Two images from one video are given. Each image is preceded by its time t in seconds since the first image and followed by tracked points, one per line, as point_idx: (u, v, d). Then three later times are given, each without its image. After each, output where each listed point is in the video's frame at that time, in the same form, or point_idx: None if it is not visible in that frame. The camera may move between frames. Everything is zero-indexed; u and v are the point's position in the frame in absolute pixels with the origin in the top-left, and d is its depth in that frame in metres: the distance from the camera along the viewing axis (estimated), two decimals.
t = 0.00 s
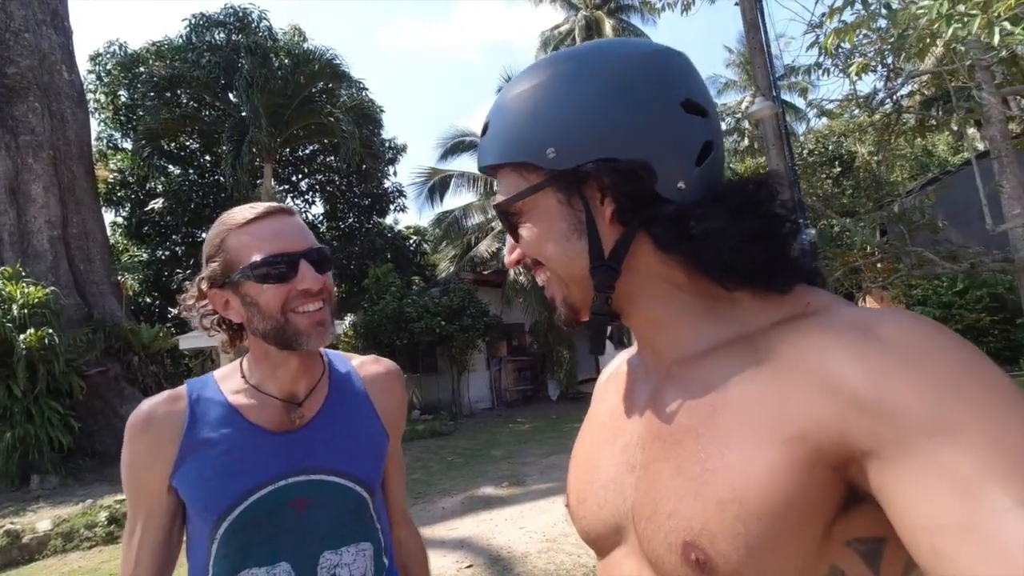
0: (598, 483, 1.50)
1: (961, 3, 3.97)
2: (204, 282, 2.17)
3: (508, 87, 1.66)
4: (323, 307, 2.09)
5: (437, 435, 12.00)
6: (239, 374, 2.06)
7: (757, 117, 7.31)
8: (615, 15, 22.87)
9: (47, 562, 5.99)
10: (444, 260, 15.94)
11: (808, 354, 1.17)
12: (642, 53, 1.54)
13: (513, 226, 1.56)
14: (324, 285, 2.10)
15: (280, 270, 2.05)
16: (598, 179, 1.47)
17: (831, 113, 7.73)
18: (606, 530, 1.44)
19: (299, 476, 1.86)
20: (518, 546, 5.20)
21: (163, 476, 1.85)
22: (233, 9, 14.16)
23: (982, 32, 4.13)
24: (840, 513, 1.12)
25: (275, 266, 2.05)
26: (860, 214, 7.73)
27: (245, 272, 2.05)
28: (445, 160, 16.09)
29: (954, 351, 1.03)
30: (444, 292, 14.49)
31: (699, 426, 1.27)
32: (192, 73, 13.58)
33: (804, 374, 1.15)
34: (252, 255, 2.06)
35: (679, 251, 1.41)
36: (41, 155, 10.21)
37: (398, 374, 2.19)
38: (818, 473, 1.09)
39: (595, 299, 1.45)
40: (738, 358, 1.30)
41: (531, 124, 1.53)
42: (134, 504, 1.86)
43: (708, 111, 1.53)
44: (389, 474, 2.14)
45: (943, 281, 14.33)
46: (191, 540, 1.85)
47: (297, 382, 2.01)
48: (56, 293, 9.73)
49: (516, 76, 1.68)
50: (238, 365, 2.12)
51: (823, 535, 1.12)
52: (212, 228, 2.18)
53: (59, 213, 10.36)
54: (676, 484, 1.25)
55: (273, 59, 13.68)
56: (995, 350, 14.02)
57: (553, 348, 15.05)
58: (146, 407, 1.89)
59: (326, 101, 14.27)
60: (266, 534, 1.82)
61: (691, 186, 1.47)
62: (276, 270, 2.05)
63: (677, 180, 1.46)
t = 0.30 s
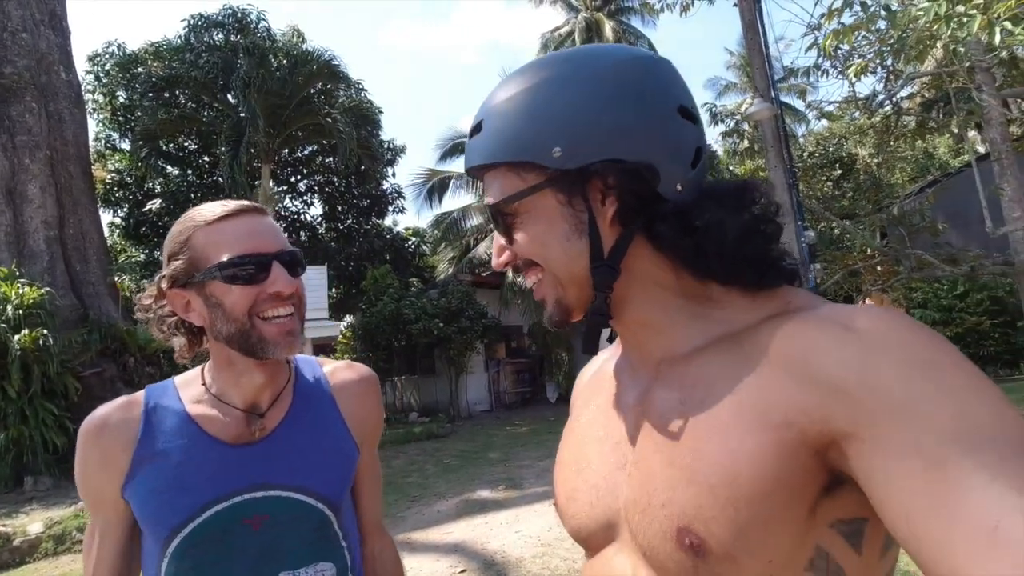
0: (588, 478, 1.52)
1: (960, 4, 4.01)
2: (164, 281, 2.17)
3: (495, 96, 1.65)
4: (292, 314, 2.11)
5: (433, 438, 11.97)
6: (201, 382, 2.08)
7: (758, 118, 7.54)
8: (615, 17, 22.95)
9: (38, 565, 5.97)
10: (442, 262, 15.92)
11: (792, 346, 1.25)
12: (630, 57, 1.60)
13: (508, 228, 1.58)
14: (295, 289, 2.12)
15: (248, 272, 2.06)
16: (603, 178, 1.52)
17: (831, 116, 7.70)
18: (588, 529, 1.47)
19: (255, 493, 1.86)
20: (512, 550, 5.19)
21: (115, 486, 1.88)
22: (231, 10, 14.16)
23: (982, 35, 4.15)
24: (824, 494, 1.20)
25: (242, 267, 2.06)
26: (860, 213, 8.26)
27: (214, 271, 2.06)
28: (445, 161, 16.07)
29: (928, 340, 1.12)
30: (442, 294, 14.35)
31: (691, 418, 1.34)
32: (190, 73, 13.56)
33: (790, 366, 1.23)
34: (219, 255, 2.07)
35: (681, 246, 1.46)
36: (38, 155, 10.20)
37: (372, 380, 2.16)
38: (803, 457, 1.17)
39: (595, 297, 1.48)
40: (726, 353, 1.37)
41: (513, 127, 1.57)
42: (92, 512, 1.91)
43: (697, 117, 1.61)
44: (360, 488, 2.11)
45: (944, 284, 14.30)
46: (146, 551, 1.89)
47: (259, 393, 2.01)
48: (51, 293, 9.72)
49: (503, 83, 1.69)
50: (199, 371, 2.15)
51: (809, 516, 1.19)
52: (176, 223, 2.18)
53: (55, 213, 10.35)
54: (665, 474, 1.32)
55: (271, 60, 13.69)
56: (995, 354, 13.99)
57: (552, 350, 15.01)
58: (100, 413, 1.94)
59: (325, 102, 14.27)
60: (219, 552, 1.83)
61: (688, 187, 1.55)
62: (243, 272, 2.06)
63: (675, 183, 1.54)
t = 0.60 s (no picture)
0: (605, 505, 1.59)
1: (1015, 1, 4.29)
2: (170, 263, 2.30)
3: (475, 126, 1.73)
4: (293, 299, 2.22)
5: (460, 432, 12.13)
6: (205, 363, 2.21)
7: (799, 118, 7.40)
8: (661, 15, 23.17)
9: (80, 537, 6.23)
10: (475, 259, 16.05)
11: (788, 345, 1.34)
12: (600, 103, 1.72)
13: (546, 242, 1.55)
14: (297, 274, 2.23)
15: (250, 257, 2.17)
16: (634, 189, 1.65)
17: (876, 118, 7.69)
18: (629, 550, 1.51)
19: (252, 476, 1.97)
20: (531, 549, 5.28)
21: (118, 460, 2.00)
22: (278, 6, 14.41)
23: None
24: (836, 488, 1.29)
25: (244, 251, 2.17)
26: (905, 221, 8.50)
27: (215, 254, 2.18)
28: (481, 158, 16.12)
29: (911, 329, 1.20)
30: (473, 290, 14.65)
31: (704, 421, 1.43)
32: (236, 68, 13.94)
33: (787, 367, 1.32)
34: (222, 239, 2.18)
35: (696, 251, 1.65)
36: (94, 146, 10.61)
37: (374, 370, 2.26)
38: (809, 453, 1.26)
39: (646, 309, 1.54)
40: (731, 354, 1.46)
41: (504, 159, 1.59)
42: (94, 480, 2.03)
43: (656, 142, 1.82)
44: (361, 477, 2.22)
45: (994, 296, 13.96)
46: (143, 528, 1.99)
47: (262, 376, 2.13)
48: (101, 278, 10.10)
49: (486, 112, 1.77)
50: (204, 354, 2.28)
51: (825, 513, 1.27)
52: (183, 205, 2.31)
53: (107, 201, 10.73)
54: (684, 486, 1.40)
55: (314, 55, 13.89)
56: None
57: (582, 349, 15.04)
58: (105, 390, 2.07)
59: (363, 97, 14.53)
60: (214, 531, 1.93)
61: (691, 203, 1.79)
62: (245, 256, 2.17)
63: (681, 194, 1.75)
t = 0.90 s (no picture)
0: (617, 498, 1.66)
1: None
2: (234, 252, 2.42)
3: (532, 117, 1.82)
4: (334, 282, 2.26)
5: (503, 421, 12.34)
6: (265, 343, 2.30)
7: (868, 119, 6.42)
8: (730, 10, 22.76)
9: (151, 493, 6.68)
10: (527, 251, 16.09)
11: (781, 343, 1.40)
12: (646, 105, 1.80)
13: (595, 214, 1.63)
14: (335, 260, 2.28)
15: (298, 244, 2.25)
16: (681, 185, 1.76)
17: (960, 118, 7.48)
18: (619, 527, 1.63)
19: (306, 447, 2.05)
20: (566, 540, 5.43)
21: (189, 424, 2.11)
22: None
23: None
24: (816, 486, 1.33)
25: (294, 239, 2.25)
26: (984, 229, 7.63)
27: (267, 243, 2.27)
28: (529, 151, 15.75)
29: (897, 333, 1.26)
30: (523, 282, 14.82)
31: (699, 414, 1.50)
32: (304, 58, 14.42)
33: (776, 363, 1.38)
34: (273, 227, 2.28)
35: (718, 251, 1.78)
36: (173, 130, 11.17)
37: (418, 356, 2.28)
38: (789, 446, 1.31)
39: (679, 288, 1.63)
40: (732, 352, 1.53)
41: (566, 135, 1.69)
42: (165, 442, 2.14)
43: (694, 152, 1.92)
44: (402, 456, 2.26)
45: None
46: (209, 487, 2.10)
47: (313, 355, 2.21)
48: (175, 255, 10.63)
49: (545, 106, 1.86)
50: (265, 335, 2.37)
51: (801, 506, 1.32)
52: (246, 201, 2.42)
53: (184, 182, 11.26)
54: (676, 474, 1.46)
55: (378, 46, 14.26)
56: None
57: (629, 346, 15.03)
58: (179, 364, 2.19)
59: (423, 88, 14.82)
60: (270, 496, 2.03)
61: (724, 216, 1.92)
62: (293, 243, 2.25)
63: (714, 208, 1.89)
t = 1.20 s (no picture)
0: (632, 509, 1.64)
1: None
2: (278, 263, 2.37)
3: (569, 128, 1.85)
4: (375, 290, 2.22)
5: (530, 417, 12.42)
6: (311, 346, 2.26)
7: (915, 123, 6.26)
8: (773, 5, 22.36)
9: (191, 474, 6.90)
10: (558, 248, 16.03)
11: (797, 360, 1.42)
12: (680, 125, 1.83)
13: (614, 228, 1.67)
14: (375, 268, 2.22)
15: (337, 255, 2.20)
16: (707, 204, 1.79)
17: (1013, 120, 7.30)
18: (630, 536, 1.62)
19: (347, 443, 2.03)
20: (588, 539, 5.47)
21: (237, 417, 2.06)
22: None
23: None
24: (829, 501, 1.35)
25: (333, 250, 2.20)
26: None
27: (310, 254, 2.22)
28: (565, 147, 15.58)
29: (909, 353, 1.29)
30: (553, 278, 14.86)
31: (716, 426, 1.51)
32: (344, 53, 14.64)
33: (792, 379, 1.40)
34: (315, 238, 2.23)
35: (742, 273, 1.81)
36: (218, 123, 11.44)
37: (450, 359, 2.28)
38: (802, 460, 1.33)
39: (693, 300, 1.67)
40: (749, 367, 1.55)
41: (599, 147, 1.74)
42: (205, 436, 2.06)
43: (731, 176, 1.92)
44: (433, 454, 2.25)
45: None
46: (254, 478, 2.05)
47: (353, 357, 2.18)
48: (217, 245, 10.90)
49: (583, 118, 1.89)
50: (310, 338, 2.33)
51: (814, 519, 1.32)
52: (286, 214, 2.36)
53: (226, 173, 11.54)
54: (692, 482, 1.47)
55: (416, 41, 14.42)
56: None
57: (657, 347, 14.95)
58: (235, 358, 2.16)
59: (459, 83, 14.92)
60: (310, 489, 2.00)
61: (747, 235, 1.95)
62: (333, 253, 2.20)
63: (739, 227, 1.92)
